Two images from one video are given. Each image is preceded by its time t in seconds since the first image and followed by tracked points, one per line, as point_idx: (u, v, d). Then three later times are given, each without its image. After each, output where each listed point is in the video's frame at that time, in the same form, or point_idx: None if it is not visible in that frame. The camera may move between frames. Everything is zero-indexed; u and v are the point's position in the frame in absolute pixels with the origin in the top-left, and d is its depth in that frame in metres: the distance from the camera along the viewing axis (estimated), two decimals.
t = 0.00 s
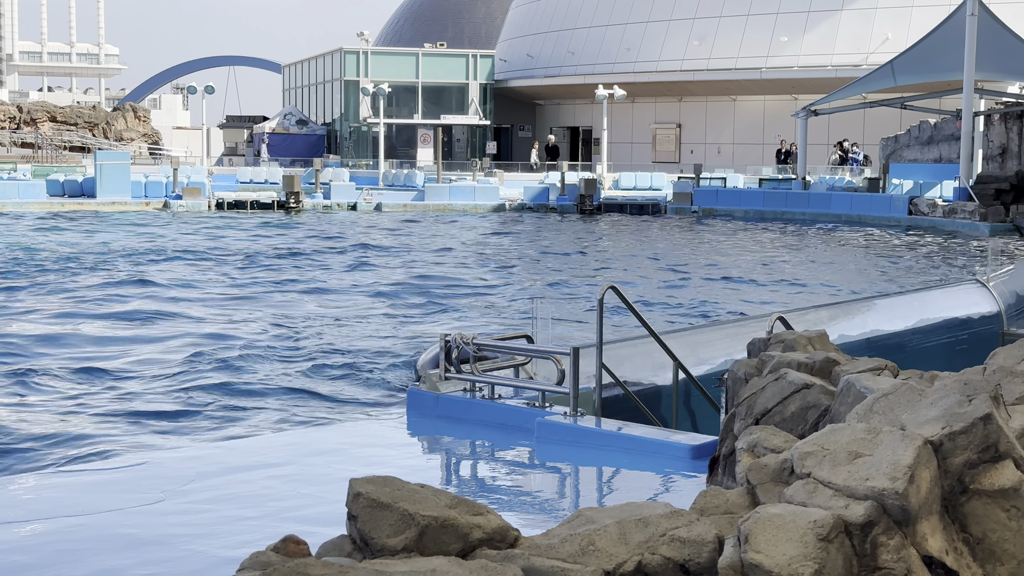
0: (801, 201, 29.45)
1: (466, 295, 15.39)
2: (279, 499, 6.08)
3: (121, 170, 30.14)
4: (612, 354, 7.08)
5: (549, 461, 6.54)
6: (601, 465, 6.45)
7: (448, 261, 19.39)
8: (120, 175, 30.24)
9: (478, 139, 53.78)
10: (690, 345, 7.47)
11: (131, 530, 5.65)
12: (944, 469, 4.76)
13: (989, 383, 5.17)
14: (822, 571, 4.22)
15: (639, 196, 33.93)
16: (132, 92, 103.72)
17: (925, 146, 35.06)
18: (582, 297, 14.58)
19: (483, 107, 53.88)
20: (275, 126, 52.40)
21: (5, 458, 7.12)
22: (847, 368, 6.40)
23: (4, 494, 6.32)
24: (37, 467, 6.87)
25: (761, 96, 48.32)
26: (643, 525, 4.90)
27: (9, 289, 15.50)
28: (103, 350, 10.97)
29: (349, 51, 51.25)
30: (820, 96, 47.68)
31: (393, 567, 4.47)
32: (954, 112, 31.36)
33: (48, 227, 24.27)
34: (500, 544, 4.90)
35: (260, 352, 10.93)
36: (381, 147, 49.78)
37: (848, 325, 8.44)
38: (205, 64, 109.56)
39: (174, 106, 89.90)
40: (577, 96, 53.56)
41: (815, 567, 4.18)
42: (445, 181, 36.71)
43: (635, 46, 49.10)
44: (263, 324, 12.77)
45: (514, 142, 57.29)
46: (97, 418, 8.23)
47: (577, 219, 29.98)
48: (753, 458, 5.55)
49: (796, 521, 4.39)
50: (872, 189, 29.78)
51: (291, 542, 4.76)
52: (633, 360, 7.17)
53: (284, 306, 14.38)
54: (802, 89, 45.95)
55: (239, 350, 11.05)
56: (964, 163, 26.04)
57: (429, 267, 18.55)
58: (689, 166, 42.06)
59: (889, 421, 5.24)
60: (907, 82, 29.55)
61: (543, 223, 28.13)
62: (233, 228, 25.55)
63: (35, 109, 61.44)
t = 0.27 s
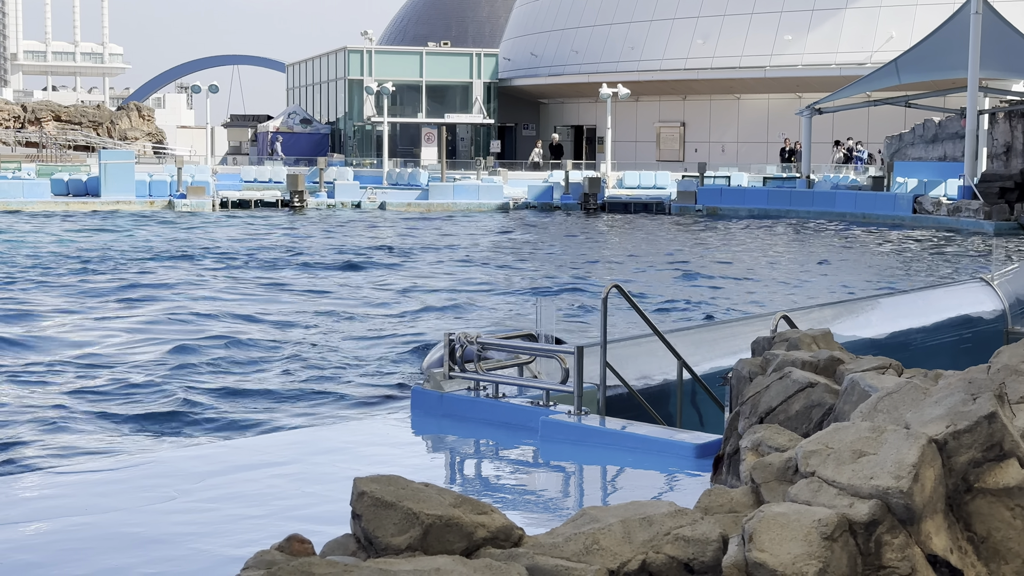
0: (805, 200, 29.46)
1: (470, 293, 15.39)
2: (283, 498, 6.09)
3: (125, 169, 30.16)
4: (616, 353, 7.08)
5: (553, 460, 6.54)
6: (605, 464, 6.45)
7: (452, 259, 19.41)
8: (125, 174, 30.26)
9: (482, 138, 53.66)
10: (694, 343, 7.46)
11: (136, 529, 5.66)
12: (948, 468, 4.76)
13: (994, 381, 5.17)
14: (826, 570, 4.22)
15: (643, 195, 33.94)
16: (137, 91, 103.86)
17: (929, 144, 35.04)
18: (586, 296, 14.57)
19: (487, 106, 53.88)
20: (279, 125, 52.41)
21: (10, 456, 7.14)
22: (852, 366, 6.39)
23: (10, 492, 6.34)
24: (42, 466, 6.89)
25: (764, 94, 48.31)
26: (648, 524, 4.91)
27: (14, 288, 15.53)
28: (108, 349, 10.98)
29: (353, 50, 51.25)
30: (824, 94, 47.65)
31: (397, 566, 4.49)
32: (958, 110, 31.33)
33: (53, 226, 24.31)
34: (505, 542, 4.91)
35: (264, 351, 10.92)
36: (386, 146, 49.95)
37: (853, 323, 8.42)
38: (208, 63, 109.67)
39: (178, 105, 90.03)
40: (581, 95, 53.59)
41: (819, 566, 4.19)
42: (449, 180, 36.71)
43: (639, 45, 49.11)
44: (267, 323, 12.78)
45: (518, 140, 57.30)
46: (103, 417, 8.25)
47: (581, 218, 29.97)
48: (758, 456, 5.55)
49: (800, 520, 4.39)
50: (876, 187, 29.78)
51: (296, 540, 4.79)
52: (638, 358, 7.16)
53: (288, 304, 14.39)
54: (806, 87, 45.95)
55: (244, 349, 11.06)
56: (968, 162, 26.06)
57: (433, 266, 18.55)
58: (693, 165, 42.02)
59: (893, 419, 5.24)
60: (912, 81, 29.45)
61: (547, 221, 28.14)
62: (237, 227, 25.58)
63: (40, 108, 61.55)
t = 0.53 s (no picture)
0: (809, 198, 29.30)
1: (474, 292, 15.39)
2: (287, 497, 6.10)
3: (128, 168, 30.16)
4: (620, 351, 7.07)
5: (556, 459, 6.54)
6: (608, 463, 6.45)
7: (456, 258, 19.42)
8: (128, 173, 30.27)
9: (485, 138, 53.48)
10: (698, 342, 7.45)
11: (139, 527, 5.68)
12: (951, 467, 4.76)
13: (997, 380, 5.17)
14: (829, 568, 4.22)
15: (647, 193, 33.93)
16: (140, 90, 103.99)
17: (933, 143, 34.99)
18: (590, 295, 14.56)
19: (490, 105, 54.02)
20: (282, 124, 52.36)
21: (15, 455, 7.16)
22: (855, 365, 6.39)
23: (14, 492, 6.35)
24: (46, 465, 6.90)
25: (768, 93, 48.28)
26: (651, 523, 4.92)
27: (18, 287, 15.55)
28: (112, 348, 11.00)
29: (356, 48, 51.19)
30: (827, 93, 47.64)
31: (400, 564, 4.51)
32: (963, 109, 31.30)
33: (57, 225, 24.34)
34: (508, 542, 4.93)
35: (267, 350, 10.93)
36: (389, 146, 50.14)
37: (855, 323, 8.42)
38: (212, 62, 109.85)
39: (181, 105, 90.15)
40: (584, 93, 53.57)
41: (822, 565, 4.19)
42: (452, 179, 36.73)
43: (642, 43, 49.04)
44: (270, 322, 12.79)
45: (521, 139, 57.29)
46: (107, 416, 8.26)
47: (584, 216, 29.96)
48: (761, 455, 5.56)
49: (803, 518, 4.39)
50: (880, 185, 29.73)
51: (299, 539, 4.85)
52: (641, 356, 7.15)
53: (291, 303, 14.39)
54: (810, 86, 45.90)
55: (248, 348, 11.07)
56: (972, 160, 26.03)
57: (437, 265, 18.56)
58: (696, 164, 41.97)
59: (896, 418, 5.24)
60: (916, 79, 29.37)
61: (550, 220, 28.15)
62: (240, 226, 25.61)
63: (43, 107, 61.65)
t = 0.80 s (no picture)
0: (813, 197, 29.25)
1: (477, 291, 15.39)
2: (290, 496, 6.10)
3: (132, 167, 30.11)
4: (623, 350, 7.06)
5: (559, 458, 6.54)
6: (612, 462, 6.45)
7: (459, 257, 19.42)
8: (132, 172, 30.26)
9: (489, 136, 53.58)
10: (701, 341, 7.43)
11: (144, 526, 5.67)
12: (956, 465, 4.75)
13: (1001, 379, 5.17)
14: (833, 567, 4.22)
15: (650, 192, 33.96)
16: (144, 89, 104.14)
17: (937, 142, 34.98)
18: (593, 294, 14.56)
19: (493, 103, 54.21)
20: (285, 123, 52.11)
21: (20, 453, 7.17)
22: (860, 363, 6.38)
23: (19, 489, 6.35)
24: (52, 463, 6.91)
25: (771, 91, 48.30)
26: (655, 521, 4.93)
27: (22, 286, 15.56)
28: (116, 347, 11.01)
29: (359, 47, 50.98)
30: (830, 92, 47.61)
31: (404, 563, 4.55)
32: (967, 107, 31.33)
33: (61, 224, 24.36)
34: (512, 540, 4.95)
35: (270, 349, 10.93)
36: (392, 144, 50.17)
37: (861, 321, 8.42)
38: (215, 60, 109.96)
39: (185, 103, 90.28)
40: (588, 92, 53.59)
41: (826, 564, 4.18)
42: (456, 178, 36.72)
43: (645, 42, 49.02)
44: (273, 321, 12.79)
45: (525, 138, 57.29)
46: (112, 415, 8.26)
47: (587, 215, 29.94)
48: (765, 453, 5.55)
49: (807, 517, 4.39)
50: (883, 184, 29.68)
51: (302, 537, 4.88)
52: (645, 357, 7.15)
53: (294, 302, 14.38)
54: (813, 84, 45.89)
55: (253, 346, 11.08)
56: (976, 159, 26.01)
57: (440, 264, 18.55)
58: (700, 163, 41.96)
59: (900, 417, 5.23)
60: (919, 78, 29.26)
61: (554, 219, 28.15)
62: (243, 225, 25.63)
63: (47, 105, 61.73)
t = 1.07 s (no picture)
0: (816, 196, 29.30)
1: (480, 290, 15.37)
2: (292, 495, 6.10)
3: (135, 166, 30.15)
4: (626, 349, 7.05)
5: (562, 457, 6.53)
6: (615, 460, 6.45)
7: (462, 256, 19.41)
8: (135, 170, 30.27)
9: (492, 135, 53.63)
10: (705, 340, 7.42)
11: (147, 525, 5.68)
12: (960, 465, 4.75)
13: (1005, 379, 5.17)
14: (836, 566, 4.22)
15: (654, 191, 33.95)
16: (148, 88, 104.20)
17: (941, 140, 34.94)
18: (596, 293, 14.55)
19: (497, 102, 53.89)
20: (289, 122, 51.97)
21: (23, 452, 7.18)
22: (863, 363, 6.37)
23: (22, 487, 6.35)
24: (55, 462, 6.92)
25: (775, 90, 48.25)
26: (658, 520, 4.95)
27: (25, 284, 15.58)
28: (119, 345, 11.01)
29: (363, 46, 51.06)
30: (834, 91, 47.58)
31: (407, 562, 4.58)
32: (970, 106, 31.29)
33: (65, 223, 24.38)
34: (515, 539, 4.98)
35: (273, 348, 10.92)
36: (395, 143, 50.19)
37: (864, 321, 8.42)
38: (218, 59, 110.01)
39: (188, 102, 90.30)
40: (591, 91, 53.57)
41: (829, 563, 4.18)
42: (459, 177, 36.73)
43: (649, 41, 49.00)
44: (276, 320, 12.78)
45: (527, 136, 57.26)
46: (115, 413, 8.26)
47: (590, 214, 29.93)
48: (768, 453, 5.55)
49: (811, 516, 4.39)
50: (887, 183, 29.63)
51: (305, 537, 4.90)
52: (648, 356, 7.14)
53: (296, 301, 14.38)
54: (817, 83, 45.84)
55: (255, 345, 11.08)
56: (979, 158, 25.97)
57: (443, 262, 18.53)
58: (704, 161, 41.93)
59: (904, 416, 5.23)
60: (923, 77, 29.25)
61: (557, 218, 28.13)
62: (246, 224, 25.63)
63: (51, 104, 61.80)
